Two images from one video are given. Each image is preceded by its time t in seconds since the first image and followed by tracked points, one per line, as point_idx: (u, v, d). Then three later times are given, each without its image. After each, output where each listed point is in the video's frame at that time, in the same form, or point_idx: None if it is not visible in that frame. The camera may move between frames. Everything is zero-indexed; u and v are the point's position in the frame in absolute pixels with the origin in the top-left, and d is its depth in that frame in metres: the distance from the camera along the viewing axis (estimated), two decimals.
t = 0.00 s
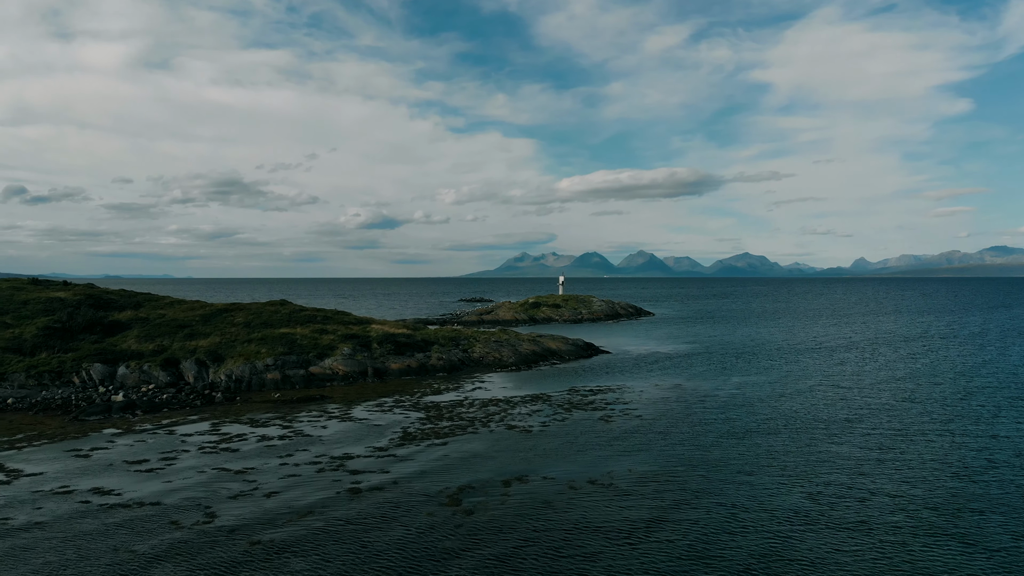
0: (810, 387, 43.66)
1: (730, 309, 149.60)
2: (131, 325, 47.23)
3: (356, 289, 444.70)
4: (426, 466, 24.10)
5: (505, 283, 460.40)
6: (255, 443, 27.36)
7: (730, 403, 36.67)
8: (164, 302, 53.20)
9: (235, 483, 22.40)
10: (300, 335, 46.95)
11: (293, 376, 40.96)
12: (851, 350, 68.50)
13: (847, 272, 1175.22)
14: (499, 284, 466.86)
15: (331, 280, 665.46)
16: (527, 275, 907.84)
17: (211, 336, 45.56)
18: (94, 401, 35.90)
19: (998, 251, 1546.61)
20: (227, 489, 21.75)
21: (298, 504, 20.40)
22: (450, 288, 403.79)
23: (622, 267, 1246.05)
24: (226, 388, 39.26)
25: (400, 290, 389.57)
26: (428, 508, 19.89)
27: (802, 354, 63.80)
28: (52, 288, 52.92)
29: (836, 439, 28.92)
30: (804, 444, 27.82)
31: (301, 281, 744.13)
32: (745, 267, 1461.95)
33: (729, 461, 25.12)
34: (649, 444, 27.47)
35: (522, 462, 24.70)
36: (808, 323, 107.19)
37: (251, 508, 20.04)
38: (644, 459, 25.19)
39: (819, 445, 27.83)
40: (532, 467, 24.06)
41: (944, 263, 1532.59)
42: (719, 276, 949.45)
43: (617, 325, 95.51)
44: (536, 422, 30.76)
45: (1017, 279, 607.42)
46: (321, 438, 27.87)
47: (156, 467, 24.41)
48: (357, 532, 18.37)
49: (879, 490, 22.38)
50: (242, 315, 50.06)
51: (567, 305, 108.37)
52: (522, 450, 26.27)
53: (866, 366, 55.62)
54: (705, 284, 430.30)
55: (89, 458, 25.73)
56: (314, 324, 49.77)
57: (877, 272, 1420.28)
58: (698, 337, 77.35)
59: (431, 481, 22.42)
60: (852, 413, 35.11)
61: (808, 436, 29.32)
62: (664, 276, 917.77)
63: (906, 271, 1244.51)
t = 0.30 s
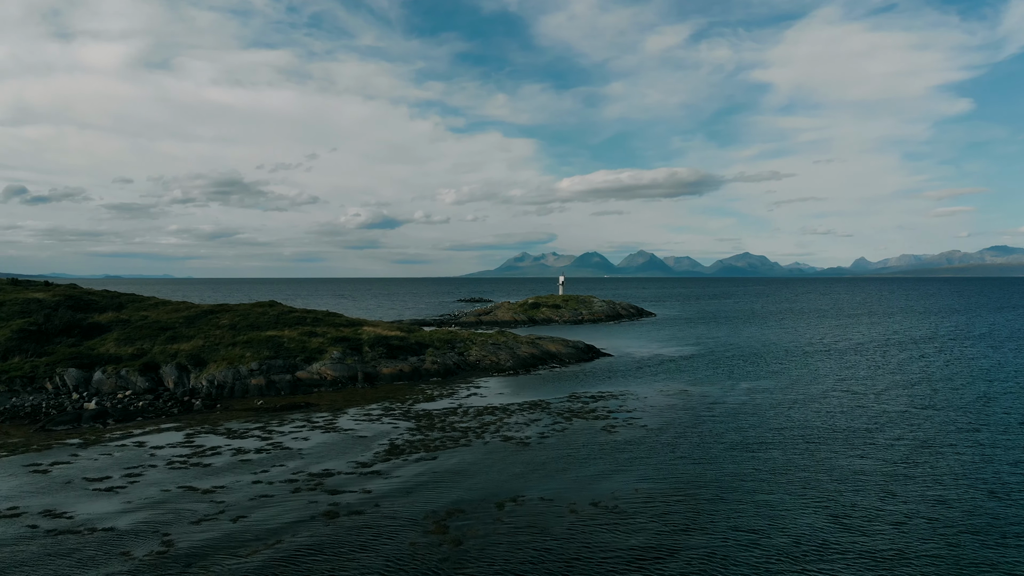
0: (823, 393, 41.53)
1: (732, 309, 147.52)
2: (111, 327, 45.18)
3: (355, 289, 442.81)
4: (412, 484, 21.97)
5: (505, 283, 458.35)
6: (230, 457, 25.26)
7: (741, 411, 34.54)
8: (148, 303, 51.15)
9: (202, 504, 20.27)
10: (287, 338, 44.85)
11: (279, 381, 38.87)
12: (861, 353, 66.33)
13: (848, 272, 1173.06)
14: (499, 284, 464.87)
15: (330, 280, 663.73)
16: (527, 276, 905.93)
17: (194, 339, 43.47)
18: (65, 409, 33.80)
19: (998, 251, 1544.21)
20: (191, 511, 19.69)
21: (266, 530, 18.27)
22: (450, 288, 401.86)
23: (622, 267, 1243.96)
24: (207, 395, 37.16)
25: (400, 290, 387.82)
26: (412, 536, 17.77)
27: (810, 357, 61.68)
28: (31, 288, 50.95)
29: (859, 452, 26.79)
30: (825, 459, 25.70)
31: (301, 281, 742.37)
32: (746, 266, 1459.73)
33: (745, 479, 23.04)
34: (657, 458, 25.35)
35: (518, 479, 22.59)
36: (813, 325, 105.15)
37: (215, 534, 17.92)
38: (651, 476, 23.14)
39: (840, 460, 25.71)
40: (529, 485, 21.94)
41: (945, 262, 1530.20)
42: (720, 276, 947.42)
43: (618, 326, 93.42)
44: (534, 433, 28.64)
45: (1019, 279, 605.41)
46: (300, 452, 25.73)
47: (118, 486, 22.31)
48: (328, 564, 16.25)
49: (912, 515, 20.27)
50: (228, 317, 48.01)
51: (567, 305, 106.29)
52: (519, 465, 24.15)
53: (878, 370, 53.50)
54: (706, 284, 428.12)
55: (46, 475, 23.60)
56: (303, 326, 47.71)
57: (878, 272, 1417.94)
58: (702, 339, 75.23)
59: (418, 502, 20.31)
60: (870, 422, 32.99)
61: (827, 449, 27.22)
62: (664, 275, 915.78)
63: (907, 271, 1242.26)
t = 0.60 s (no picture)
0: (837, 399, 39.44)
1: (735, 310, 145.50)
2: (89, 330, 43.11)
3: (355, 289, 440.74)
4: (396, 505, 19.84)
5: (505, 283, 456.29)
6: (199, 474, 23.15)
7: (752, 419, 32.43)
8: (131, 305, 49.10)
9: (160, 530, 18.18)
10: (274, 341, 42.76)
11: (262, 388, 36.76)
12: (871, 356, 64.02)
13: (849, 272, 1170.47)
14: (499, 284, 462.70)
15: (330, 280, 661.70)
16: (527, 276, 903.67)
17: (176, 343, 41.41)
18: (32, 418, 31.69)
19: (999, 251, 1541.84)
20: (145, 539, 17.57)
21: (226, 562, 16.14)
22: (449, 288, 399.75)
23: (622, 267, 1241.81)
24: (186, 402, 35.08)
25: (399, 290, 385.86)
26: (391, 573, 15.53)
27: (820, 360, 59.42)
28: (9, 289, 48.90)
29: (884, 469, 24.66)
30: (850, 478, 23.49)
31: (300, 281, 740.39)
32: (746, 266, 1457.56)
33: (764, 501, 20.90)
34: (667, 476, 23.11)
35: (514, 500, 20.45)
36: (818, 326, 103.12)
37: (168, 567, 15.80)
38: (660, 496, 21.07)
39: (867, 479, 23.49)
40: (525, 509, 19.70)
41: (946, 262, 1527.93)
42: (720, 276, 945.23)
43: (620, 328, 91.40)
44: (531, 446, 26.51)
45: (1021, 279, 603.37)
46: (276, 468, 23.61)
47: (71, 508, 20.18)
48: None
49: (953, 545, 18.11)
50: (213, 319, 45.93)
51: (567, 306, 104.25)
52: (515, 483, 21.98)
53: (891, 374, 51.42)
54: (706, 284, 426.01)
55: None
56: (291, 329, 45.60)
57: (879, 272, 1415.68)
58: (707, 341, 73.01)
59: (400, 528, 18.20)
60: (891, 432, 30.90)
61: (852, 465, 25.01)
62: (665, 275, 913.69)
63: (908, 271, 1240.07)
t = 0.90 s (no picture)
0: (852, 406, 37.36)
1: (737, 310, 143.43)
2: (66, 333, 41.08)
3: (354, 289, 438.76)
4: (377, 532, 17.74)
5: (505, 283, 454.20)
6: (164, 493, 21.05)
7: (766, 430, 30.32)
8: (112, 307, 47.10)
9: (108, 563, 16.09)
10: (259, 345, 40.73)
11: (244, 395, 34.71)
12: (881, 359, 61.99)
13: (850, 272, 1167.88)
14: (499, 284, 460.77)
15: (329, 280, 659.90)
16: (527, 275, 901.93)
17: (156, 346, 39.37)
18: None
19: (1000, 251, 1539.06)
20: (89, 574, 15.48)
21: None
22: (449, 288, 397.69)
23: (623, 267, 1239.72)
24: (163, 410, 33.01)
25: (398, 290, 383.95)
26: None
27: (828, 364, 57.37)
28: None
29: (914, 487, 22.56)
30: (879, 498, 21.37)
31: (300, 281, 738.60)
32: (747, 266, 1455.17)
33: (786, 526, 18.83)
34: (678, 497, 21.02)
35: (508, 526, 18.34)
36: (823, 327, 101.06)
37: None
38: (670, 520, 18.99)
39: (899, 499, 21.39)
40: (522, 536, 17.60)
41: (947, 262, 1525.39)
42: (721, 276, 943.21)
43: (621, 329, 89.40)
44: (529, 460, 24.39)
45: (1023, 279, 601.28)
46: (249, 486, 21.51)
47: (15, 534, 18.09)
48: None
49: None
50: (197, 321, 43.91)
51: (568, 307, 102.21)
52: (510, 504, 19.87)
53: (904, 378, 49.35)
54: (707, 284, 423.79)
55: None
56: (277, 332, 43.57)
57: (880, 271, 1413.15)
58: (710, 343, 70.94)
59: (379, 560, 16.10)
60: (915, 443, 28.81)
61: (879, 483, 22.91)
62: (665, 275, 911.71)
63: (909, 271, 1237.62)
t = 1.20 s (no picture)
0: (871, 414, 35.28)
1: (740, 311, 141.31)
2: (40, 335, 39.07)
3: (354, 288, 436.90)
4: (353, 564, 15.71)
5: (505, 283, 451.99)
6: (122, 515, 19.01)
7: (783, 442, 28.28)
8: (92, 308, 45.11)
9: None
10: (243, 348, 38.70)
11: (224, 402, 32.68)
12: (893, 362, 59.87)
13: (851, 271, 1165.95)
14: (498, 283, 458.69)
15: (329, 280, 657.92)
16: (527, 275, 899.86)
17: (134, 349, 37.37)
18: None
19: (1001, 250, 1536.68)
20: None
21: None
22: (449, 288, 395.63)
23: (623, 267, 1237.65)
24: (137, 418, 31.00)
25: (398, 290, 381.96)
26: None
27: (839, 367, 55.31)
28: None
29: (950, 509, 20.52)
30: (912, 522, 19.37)
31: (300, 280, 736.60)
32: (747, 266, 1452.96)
33: (813, 557, 16.84)
34: (690, 520, 19.02)
35: (502, 557, 16.31)
36: (829, 328, 99.02)
37: None
38: (683, 550, 16.99)
39: (933, 523, 19.40)
40: (518, 572, 15.48)
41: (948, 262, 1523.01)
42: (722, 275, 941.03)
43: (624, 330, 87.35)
44: (526, 477, 22.36)
45: None
46: (216, 508, 19.48)
47: None
48: None
49: None
50: (180, 323, 41.90)
51: (568, 307, 100.16)
52: (505, 531, 17.79)
53: (920, 383, 47.26)
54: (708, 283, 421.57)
55: None
56: (263, 334, 41.56)
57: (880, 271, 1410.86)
58: (715, 345, 68.89)
59: None
60: (945, 456, 26.72)
61: (910, 504, 20.90)
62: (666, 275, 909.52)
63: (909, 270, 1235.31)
